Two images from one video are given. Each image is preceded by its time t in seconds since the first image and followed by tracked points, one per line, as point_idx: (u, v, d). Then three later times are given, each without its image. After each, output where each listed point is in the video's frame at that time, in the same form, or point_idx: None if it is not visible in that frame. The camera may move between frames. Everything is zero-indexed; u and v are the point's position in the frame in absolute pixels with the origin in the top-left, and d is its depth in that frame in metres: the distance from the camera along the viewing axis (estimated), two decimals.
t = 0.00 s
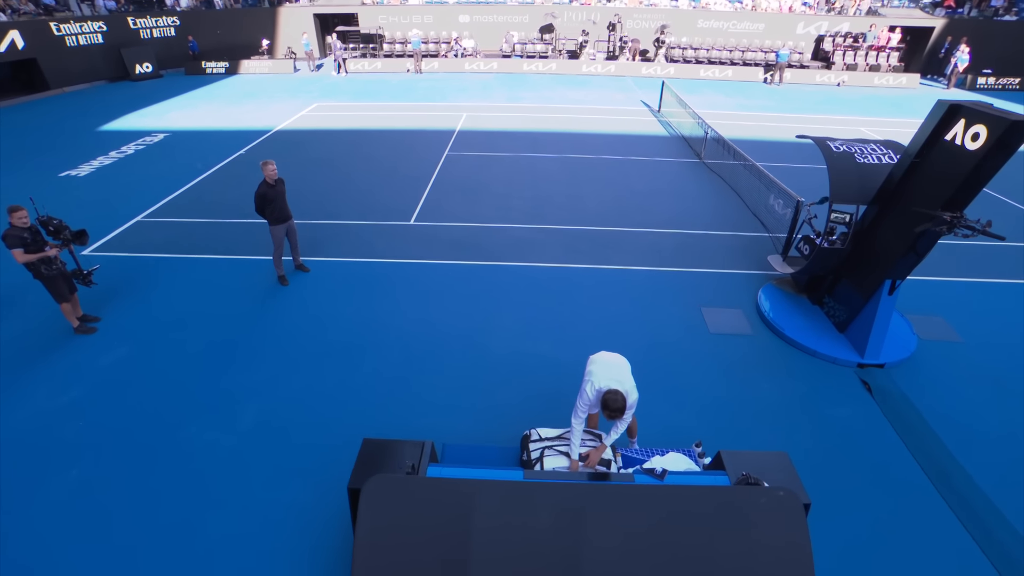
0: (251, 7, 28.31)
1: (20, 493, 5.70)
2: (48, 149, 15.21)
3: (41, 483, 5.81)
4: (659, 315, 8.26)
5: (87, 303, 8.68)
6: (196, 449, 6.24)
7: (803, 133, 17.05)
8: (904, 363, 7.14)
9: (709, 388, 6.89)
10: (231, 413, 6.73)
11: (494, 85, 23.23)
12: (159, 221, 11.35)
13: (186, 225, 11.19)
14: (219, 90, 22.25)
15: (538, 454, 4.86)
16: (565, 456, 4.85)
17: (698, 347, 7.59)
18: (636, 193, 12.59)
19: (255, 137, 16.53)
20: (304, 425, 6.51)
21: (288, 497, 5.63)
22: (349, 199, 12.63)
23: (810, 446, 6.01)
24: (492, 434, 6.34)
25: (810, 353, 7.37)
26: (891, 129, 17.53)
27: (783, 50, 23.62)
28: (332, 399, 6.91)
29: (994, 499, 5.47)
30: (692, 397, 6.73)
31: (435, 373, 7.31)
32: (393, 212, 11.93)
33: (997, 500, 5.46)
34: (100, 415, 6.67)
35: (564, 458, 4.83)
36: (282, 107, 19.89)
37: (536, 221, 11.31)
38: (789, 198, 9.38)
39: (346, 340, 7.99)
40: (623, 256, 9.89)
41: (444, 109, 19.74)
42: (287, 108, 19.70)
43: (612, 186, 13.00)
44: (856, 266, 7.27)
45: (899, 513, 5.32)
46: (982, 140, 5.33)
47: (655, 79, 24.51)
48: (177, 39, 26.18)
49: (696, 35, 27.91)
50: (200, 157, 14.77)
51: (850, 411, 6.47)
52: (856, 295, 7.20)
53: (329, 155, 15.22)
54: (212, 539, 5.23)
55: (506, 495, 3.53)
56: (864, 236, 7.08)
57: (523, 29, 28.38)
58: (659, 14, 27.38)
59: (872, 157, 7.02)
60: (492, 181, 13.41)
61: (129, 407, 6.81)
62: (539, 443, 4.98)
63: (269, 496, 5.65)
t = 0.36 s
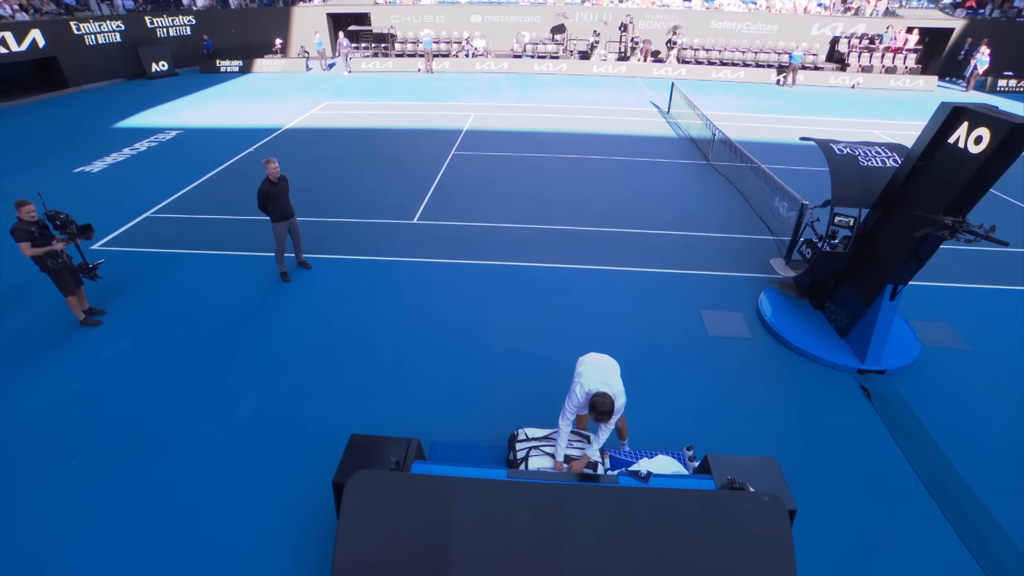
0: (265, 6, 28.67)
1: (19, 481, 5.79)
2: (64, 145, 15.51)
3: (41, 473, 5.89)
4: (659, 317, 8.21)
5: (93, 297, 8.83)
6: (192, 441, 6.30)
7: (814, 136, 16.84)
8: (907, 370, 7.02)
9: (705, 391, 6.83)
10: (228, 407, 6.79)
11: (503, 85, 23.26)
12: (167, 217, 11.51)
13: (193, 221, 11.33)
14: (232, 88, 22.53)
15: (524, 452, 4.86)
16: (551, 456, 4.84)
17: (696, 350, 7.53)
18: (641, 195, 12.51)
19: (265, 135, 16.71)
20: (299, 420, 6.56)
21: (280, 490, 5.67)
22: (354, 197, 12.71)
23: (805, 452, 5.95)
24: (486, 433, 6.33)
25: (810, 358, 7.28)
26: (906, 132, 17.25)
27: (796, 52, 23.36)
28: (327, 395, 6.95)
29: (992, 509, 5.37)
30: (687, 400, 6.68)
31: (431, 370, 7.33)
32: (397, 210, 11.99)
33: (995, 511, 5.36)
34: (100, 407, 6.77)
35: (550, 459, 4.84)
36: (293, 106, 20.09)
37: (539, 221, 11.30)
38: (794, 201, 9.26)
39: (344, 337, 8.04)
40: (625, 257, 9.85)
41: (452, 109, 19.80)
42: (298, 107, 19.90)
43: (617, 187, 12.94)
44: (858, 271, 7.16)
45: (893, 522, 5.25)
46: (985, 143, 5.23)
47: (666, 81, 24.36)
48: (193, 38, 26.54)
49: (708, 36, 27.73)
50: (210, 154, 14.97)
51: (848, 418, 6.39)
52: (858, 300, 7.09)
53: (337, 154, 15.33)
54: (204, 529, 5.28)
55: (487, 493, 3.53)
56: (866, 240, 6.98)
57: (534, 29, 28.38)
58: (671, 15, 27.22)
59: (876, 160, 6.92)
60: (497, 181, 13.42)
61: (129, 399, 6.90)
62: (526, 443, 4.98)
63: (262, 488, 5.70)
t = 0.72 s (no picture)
0: (279, 6, 28.98)
1: (19, 468, 5.90)
2: (79, 141, 15.80)
3: (42, 459, 6.01)
4: (656, 318, 8.18)
5: (100, 290, 9.00)
6: (189, 432, 6.38)
7: (824, 138, 16.64)
8: (907, 377, 6.91)
9: (700, 394, 6.78)
10: (225, 400, 6.87)
11: (513, 85, 23.28)
12: (175, 213, 11.68)
13: (200, 217, 11.48)
14: (245, 86, 22.80)
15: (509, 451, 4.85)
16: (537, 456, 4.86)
17: (693, 352, 7.49)
18: (645, 196, 12.44)
19: (274, 133, 16.90)
20: (294, 414, 6.62)
21: (272, 483, 5.73)
22: (358, 195, 12.79)
23: (799, 458, 5.90)
24: (478, 431, 6.35)
25: (808, 362, 7.20)
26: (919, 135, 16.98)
27: (810, 53, 23.10)
28: (322, 391, 7.00)
29: (988, 520, 5.27)
30: (681, 403, 6.63)
31: (426, 368, 7.38)
32: (400, 209, 12.04)
33: (992, 522, 5.27)
34: (100, 397, 6.87)
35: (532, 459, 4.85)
36: (304, 104, 20.28)
37: (541, 221, 11.30)
38: (798, 204, 9.14)
39: (341, 334, 8.10)
40: (625, 258, 9.81)
41: (461, 108, 19.86)
42: (308, 105, 20.09)
43: (622, 188, 12.89)
44: (859, 275, 7.06)
45: (884, 530, 5.19)
46: (985, 146, 5.14)
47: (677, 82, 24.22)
48: (208, 37, 26.89)
49: (721, 37, 27.53)
50: (220, 152, 15.17)
51: (844, 423, 6.32)
52: (858, 305, 7.00)
53: (343, 152, 15.44)
54: (196, 519, 5.34)
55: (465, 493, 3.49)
56: (867, 243, 6.88)
57: (545, 29, 28.37)
58: (683, 15, 27.05)
59: (879, 163, 6.81)
60: (501, 181, 13.43)
61: (129, 390, 7.01)
62: (512, 441, 5.01)
63: (253, 481, 5.75)
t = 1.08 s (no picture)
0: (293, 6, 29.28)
1: (22, 456, 6.02)
2: (93, 138, 16.09)
3: (43, 448, 6.13)
4: (654, 320, 8.14)
5: (107, 284, 9.16)
6: (186, 424, 6.47)
7: (834, 140, 16.45)
8: (907, 383, 6.81)
9: (694, 397, 6.74)
10: (223, 394, 6.95)
11: (522, 85, 23.29)
12: (183, 209, 11.84)
13: (206, 213, 11.63)
14: (257, 85, 23.06)
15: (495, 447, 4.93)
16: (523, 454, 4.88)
17: (690, 354, 7.45)
18: (650, 197, 12.38)
19: (283, 131, 17.07)
20: (289, 409, 6.68)
21: (266, 475, 5.79)
22: (362, 193, 12.87)
23: (792, 464, 5.84)
24: (470, 429, 6.37)
25: (805, 366, 7.13)
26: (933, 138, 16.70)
27: (823, 55, 22.82)
28: (318, 386, 7.05)
29: (984, 530, 5.18)
30: (674, 406, 6.61)
31: (421, 365, 7.41)
32: (404, 207, 12.11)
33: (988, 531, 5.18)
34: (103, 389, 6.99)
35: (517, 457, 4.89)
36: (314, 103, 20.47)
37: (543, 221, 11.30)
38: (800, 206, 9.04)
39: (340, 330, 8.16)
40: (626, 259, 9.78)
41: (469, 108, 19.92)
42: (318, 104, 20.27)
43: (626, 189, 12.84)
44: (860, 278, 6.97)
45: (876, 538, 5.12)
46: (985, 148, 5.05)
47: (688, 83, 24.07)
48: (222, 36, 27.22)
49: (733, 38, 27.33)
50: (229, 149, 15.36)
51: (840, 429, 6.25)
52: (858, 309, 6.91)
53: (350, 151, 15.56)
54: (190, 509, 5.44)
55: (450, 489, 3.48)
56: (867, 247, 6.79)
57: (556, 29, 28.35)
58: (695, 16, 26.89)
59: (881, 166, 6.72)
60: (505, 181, 13.44)
61: (131, 382, 7.12)
62: (499, 438, 5.05)
63: (246, 472, 5.83)
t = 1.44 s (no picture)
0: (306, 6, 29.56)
1: (25, 444, 6.14)
2: (107, 135, 16.36)
3: (45, 437, 6.24)
4: (653, 322, 8.10)
5: (114, 278, 9.32)
6: (184, 417, 6.55)
7: (844, 143, 16.26)
8: (907, 389, 6.72)
9: (689, 399, 6.71)
10: (222, 387, 7.03)
11: (532, 85, 23.30)
12: (191, 205, 12.00)
13: (214, 210, 11.78)
14: (269, 83, 23.30)
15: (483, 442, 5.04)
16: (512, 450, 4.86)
17: (687, 357, 7.40)
18: (654, 199, 12.33)
19: (293, 129, 17.24)
20: (286, 403, 6.74)
21: (259, 468, 5.85)
22: (368, 191, 12.96)
23: (785, 469, 5.80)
24: (464, 426, 6.39)
25: (803, 370, 7.06)
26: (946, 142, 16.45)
27: (836, 56, 22.56)
28: (315, 381, 7.11)
29: (979, 539, 5.11)
30: (668, 408, 6.59)
31: (417, 363, 7.44)
32: (407, 206, 12.17)
33: (984, 541, 5.10)
34: (106, 380, 7.11)
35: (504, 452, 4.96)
36: (324, 101, 20.64)
37: (546, 221, 11.30)
38: (804, 209, 8.95)
39: (339, 327, 8.22)
40: (627, 260, 9.75)
41: (477, 107, 19.98)
42: (328, 103, 20.44)
43: (631, 190, 12.79)
44: (860, 282, 6.89)
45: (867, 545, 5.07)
46: (986, 152, 4.98)
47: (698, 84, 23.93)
48: (236, 35, 27.55)
49: (745, 39, 27.13)
50: (239, 147, 15.55)
51: (836, 434, 6.19)
52: (858, 313, 6.83)
53: (357, 149, 15.68)
54: (186, 500, 5.51)
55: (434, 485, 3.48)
56: (868, 250, 6.71)
57: (567, 30, 28.31)
58: (706, 17, 26.73)
59: (884, 168, 6.64)
60: (509, 181, 13.45)
61: (132, 374, 7.23)
62: (489, 434, 5.13)
63: (241, 465, 5.89)
